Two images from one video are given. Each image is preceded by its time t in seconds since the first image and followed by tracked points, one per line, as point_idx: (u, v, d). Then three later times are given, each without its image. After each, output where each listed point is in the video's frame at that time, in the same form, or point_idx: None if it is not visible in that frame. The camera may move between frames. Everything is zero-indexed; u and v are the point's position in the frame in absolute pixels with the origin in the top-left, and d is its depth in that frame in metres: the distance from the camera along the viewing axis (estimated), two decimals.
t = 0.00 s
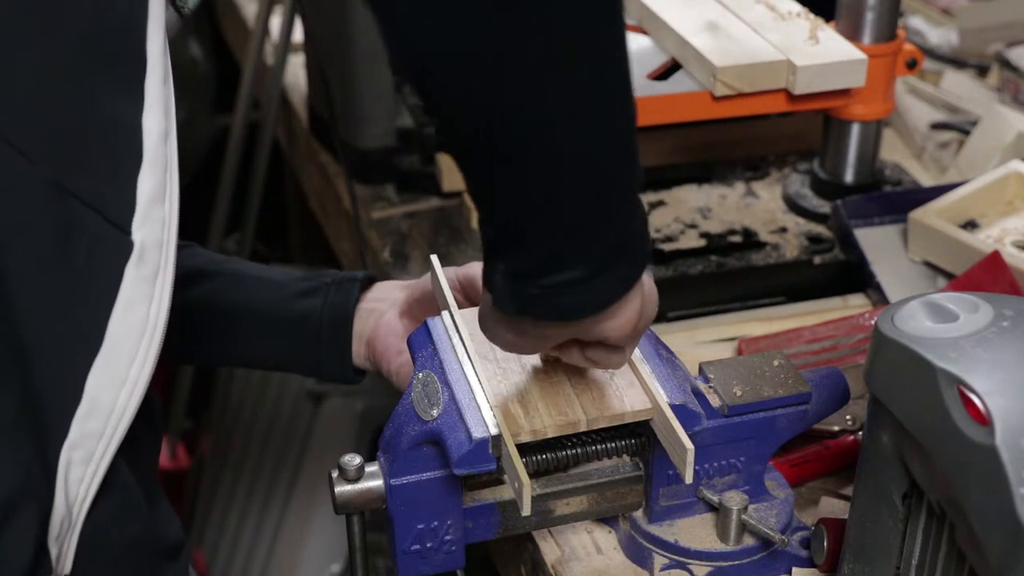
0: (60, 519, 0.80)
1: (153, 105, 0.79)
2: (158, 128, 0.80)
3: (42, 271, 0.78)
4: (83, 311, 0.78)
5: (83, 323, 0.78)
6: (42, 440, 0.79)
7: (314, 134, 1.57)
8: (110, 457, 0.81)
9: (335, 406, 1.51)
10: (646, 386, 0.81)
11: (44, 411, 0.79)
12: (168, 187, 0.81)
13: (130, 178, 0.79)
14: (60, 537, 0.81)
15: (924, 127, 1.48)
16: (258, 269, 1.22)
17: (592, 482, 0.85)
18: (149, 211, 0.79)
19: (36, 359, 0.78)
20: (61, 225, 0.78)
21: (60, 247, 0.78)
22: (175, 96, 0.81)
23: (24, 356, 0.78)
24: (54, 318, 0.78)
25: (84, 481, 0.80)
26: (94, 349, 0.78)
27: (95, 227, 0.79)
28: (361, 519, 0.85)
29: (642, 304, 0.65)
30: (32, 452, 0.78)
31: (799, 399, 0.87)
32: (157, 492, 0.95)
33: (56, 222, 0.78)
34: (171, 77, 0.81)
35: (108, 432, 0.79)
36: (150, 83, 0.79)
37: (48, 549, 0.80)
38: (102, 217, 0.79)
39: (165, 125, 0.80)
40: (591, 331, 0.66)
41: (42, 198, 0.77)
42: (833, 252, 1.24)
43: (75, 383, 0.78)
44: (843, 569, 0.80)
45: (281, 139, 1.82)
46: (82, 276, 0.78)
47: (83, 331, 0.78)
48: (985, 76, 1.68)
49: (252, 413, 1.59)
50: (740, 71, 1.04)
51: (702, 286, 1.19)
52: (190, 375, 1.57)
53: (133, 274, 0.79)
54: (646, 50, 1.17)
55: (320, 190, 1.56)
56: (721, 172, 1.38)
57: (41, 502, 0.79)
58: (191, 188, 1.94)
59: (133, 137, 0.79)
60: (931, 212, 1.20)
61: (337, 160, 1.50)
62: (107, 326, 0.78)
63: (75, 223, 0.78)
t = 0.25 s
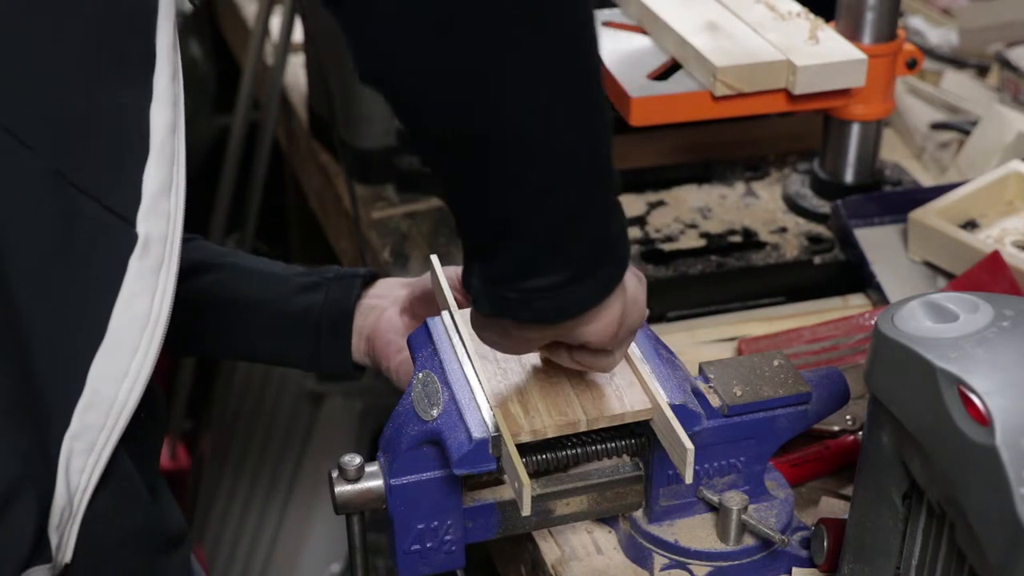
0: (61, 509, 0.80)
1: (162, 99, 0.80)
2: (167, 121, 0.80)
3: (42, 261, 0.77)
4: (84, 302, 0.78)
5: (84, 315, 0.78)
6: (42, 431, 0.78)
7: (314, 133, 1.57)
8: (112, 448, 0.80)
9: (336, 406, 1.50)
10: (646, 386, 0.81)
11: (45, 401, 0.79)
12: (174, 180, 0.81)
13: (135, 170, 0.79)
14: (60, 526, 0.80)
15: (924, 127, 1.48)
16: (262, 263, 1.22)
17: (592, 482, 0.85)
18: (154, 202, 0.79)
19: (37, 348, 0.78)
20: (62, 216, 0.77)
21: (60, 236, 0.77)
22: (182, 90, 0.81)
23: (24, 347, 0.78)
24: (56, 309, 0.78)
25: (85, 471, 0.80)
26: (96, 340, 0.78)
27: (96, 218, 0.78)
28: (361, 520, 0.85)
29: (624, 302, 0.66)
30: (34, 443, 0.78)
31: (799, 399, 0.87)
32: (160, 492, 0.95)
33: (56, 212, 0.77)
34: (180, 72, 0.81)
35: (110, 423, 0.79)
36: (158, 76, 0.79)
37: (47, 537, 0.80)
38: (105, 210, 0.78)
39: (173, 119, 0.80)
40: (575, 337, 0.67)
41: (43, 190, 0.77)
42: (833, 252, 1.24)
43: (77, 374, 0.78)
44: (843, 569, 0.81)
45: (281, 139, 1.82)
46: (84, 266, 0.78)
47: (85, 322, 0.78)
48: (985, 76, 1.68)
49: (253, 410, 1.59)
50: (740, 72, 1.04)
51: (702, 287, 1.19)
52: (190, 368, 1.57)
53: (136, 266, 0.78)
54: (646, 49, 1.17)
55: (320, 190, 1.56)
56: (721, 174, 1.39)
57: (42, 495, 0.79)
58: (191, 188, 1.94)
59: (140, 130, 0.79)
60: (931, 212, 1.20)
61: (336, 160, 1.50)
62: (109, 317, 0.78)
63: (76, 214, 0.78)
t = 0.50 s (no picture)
0: (61, 496, 0.80)
1: (164, 88, 0.79)
2: (168, 111, 0.79)
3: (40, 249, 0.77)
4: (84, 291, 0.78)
5: (83, 305, 0.78)
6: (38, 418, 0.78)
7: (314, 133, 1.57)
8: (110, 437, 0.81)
9: (336, 405, 1.50)
10: (646, 386, 0.81)
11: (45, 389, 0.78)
12: (174, 170, 0.80)
13: (136, 162, 0.79)
14: (60, 512, 0.80)
15: (924, 127, 1.48)
16: (263, 255, 1.22)
17: (591, 482, 0.85)
18: (153, 194, 0.79)
19: (35, 335, 0.78)
20: (60, 204, 0.77)
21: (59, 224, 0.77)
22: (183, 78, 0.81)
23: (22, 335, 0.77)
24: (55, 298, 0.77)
25: (84, 458, 0.80)
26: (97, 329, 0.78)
27: (94, 208, 0.78)
28: (361, 519, 0.85)
29: (602, 307, 0.68)
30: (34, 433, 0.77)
31: (799, 399, 0.87)
32: (162, 492, 0.96)
33: (54, 201, 0.77)
34: (181, 64, 0.81)
35: (109, 411, 0.79)
36: (161, 71, 0.79)
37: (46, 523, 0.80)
38: (105, 202, 0.78)
39: (174, 109, 0.80)
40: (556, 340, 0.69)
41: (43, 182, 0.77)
42: (833, 252, 1.24)
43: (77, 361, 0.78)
44: (843, 568, 0.81)
45: (281, 139, 1.82)
46: (82, 255, 0.78)
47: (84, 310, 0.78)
48: (985, 76, 1.68)
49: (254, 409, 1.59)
50: (740, 72, 1.04)
51: (702, 287, 1.19)
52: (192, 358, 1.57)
53: (134, 257, 0.78)
54: (646, 49, 1.17)
55: (320, 189, 1.56)
56: (721, 174, 1.38)
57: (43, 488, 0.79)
58: (191, 187, 1.94)
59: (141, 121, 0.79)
60: (931, 212, 1.20)
61: (336, 160, 1.49)
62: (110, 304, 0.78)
63: (74, 204, 0.77)
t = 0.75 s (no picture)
0: (55, 488, 0.79)
1: (165, 85, 0.77)
2: (168, 108, 0.78)
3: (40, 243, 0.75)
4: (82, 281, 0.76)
5: (82, 297, 0.76)
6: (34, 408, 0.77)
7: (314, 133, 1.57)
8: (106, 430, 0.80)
9: (336, 405, 1.51)
10: (646, 386, 0.81)
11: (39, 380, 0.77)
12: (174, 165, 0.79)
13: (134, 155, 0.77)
14: (54, 503, 0.80)
15: (924, 127, 1.48)
16: (267, 250, 1.21)
17: (591, 482, 0.85)
18: (152, 187, 0.77)
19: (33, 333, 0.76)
20: (58, 197, 0.75)
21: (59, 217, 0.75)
22: (186, 74, 0.79)
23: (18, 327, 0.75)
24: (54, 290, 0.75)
25: (80, 450, 0.80)
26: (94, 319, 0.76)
27: (93, 201, 0.76)
28: (360, 519, 0.85)
29: (580, 311, 0.68)
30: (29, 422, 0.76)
31: (799, 399, 0.87)
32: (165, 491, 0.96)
33: (52, 194, 0.75)
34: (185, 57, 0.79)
35: (105, 403, 0.79)
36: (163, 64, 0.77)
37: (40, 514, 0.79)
38: (106, 197, 0.76)
39: (175, 104, 0.78)
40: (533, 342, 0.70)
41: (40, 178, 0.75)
42: (833, 252, 1.23)
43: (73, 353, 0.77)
44: (843, 568, 0.81)
45: (281, 139, 1.82)
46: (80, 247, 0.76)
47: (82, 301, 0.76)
48: (985, 76, 1.68)
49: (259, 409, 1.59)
50: (740, 72, 1.04)
51: (702, 287, 1.19)
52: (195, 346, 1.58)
53: (133, 250, 0.77)
54: (646, 49, 1.17)
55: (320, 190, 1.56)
56: (721, 173, 1.37)
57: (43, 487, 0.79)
58: (190, 187, 1.94)
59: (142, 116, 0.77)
60: (931, 212, 1.20)
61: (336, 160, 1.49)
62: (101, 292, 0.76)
63: (72, 197, 0.75)
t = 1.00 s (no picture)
0: (54, 479, 0.77)
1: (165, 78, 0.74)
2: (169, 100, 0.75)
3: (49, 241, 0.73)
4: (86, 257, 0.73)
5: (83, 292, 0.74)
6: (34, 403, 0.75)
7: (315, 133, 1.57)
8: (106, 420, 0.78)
9: (336, 404, 1.51)
10: (646, 386, 0.81)
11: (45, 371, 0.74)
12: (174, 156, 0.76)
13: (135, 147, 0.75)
14: (54, 494, 0.78)
15: (924, 127, 1.48)
16: (274, 244, 1.21)
17: (592, 482, 0.85)
18: (151, 179, 0.75)
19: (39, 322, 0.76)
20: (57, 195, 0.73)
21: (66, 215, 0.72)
22: (189, 71, 0.76)
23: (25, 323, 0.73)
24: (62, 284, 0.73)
25: (79, 442, 0.77)
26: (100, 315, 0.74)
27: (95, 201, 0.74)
28: (360, 520, 0.85)
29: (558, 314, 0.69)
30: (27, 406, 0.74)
31: (799, 399, 0.87)
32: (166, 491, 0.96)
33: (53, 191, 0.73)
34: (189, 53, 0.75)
35: (104, 395, 0.76)
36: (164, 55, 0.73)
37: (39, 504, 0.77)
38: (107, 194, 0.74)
39: (176, 97, 0.75)
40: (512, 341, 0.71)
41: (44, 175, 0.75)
42: (833, 252, 1.23)
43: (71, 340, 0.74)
44: (843, 568, 0.81)
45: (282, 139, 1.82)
46: (83, 243, 0.74)
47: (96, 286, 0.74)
48: (985, 76, 1.68)
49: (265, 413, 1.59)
50: (740, 71, 1.04)
51: (702, 287, 1.19)
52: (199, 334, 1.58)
53: (130, 244, 0.75)
54: (646, 49, 1.17)
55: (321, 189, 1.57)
56: (720, 173, 1.37)
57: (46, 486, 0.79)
58: (189, 187, 1.94)
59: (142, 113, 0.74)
60: (931, 212, 1.20)
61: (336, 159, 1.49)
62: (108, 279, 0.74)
63: (70, 195, 0.73)
